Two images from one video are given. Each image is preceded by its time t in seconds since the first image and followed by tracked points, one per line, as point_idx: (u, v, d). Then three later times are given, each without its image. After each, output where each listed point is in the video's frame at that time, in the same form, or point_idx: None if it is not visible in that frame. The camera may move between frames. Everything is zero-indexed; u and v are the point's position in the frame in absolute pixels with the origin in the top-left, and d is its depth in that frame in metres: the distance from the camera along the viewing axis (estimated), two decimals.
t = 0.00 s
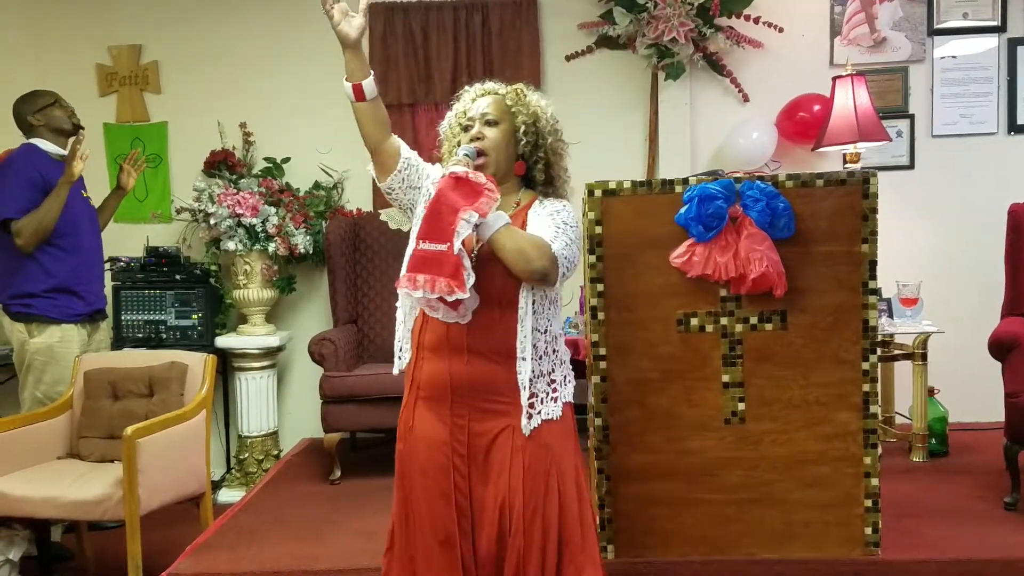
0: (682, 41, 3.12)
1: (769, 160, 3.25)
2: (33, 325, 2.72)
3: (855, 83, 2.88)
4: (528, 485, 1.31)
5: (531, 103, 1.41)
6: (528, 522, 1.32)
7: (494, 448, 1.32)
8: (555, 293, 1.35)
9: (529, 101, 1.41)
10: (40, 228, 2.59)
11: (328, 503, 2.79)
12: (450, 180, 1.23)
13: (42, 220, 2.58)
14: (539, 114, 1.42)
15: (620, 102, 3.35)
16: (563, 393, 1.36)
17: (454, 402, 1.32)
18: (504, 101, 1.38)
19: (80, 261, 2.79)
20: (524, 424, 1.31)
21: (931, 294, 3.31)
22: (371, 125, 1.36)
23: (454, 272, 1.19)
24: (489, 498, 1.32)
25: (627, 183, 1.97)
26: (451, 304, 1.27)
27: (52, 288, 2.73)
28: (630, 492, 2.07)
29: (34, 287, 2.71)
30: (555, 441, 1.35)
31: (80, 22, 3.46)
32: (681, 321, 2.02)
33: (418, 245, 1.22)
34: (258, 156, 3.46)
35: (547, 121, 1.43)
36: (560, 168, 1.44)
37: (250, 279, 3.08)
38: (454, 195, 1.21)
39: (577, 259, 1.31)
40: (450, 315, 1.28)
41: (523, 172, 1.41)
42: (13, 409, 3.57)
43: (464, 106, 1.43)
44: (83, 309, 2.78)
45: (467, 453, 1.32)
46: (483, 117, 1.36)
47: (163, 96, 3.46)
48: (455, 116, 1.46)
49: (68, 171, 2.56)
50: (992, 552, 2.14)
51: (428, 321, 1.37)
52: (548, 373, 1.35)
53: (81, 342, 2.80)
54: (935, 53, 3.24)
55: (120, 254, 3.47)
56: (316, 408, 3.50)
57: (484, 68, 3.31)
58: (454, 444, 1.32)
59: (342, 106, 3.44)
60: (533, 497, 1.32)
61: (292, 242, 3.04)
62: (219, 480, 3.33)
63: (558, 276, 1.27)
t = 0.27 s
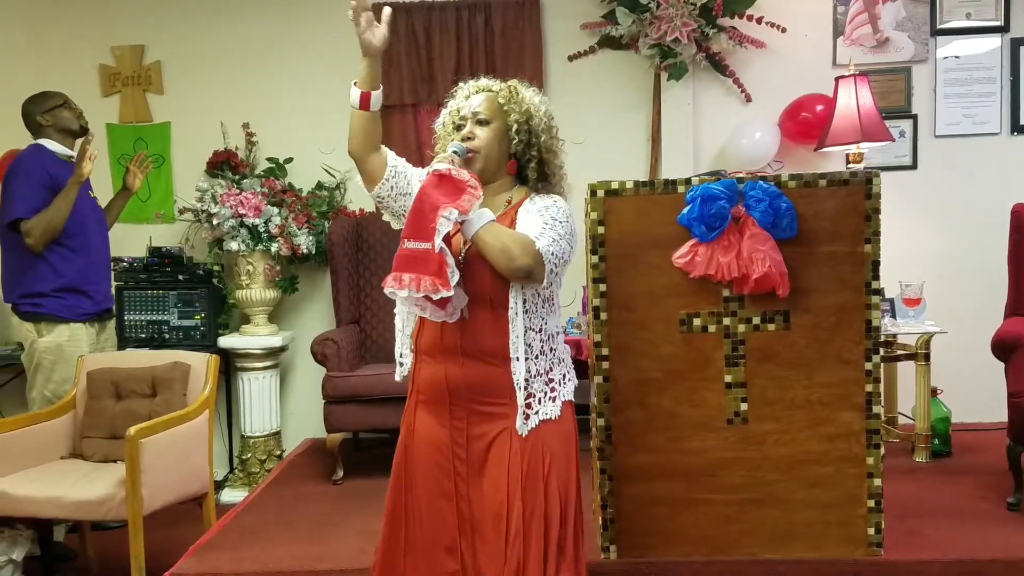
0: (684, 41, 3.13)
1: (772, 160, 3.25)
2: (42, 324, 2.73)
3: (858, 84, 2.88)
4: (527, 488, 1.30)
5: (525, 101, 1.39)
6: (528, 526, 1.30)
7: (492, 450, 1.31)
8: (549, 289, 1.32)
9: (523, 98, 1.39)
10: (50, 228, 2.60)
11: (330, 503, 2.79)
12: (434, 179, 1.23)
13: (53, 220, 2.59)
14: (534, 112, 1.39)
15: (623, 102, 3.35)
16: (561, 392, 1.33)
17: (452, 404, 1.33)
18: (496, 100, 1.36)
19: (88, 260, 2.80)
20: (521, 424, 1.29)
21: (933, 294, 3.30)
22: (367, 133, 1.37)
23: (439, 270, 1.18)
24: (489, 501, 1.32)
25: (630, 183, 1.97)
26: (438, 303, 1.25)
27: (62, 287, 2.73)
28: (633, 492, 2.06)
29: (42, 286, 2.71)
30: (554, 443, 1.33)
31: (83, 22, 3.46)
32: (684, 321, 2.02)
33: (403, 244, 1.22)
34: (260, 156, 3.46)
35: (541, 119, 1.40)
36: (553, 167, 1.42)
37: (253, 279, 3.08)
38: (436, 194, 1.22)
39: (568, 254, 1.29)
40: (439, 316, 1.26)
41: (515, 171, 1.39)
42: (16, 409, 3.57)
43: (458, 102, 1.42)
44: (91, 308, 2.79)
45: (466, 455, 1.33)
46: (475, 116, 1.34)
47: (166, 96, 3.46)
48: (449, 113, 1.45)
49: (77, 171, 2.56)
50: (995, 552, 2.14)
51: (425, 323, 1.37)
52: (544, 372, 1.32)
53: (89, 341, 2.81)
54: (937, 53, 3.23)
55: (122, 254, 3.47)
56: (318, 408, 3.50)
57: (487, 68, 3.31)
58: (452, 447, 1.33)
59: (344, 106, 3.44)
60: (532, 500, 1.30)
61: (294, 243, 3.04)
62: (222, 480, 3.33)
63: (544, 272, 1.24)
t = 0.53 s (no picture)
0: (687, 41, 3.12)
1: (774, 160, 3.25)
2: (49, 324, 2.73)
3: (860, 83, 2.88)
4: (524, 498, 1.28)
5: (531, 102, 1.35)
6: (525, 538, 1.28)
7: (489, 459, 1.29)
8: (552, 297, 1.30)
9: (529, 99, 1.35)
10: (57, 228, 2.60)
11: (333, 503, 2.79)
12: (428, 184, 1.17)
13: (59, 221, 2.59)
14: (540, 114, 1.35)
15: (626, 101, 3.35)
16: (561, 401, 1.31)
17: (450, 412, 1.30)
18: (501, 101, 1.33)
19: (95, 260, 2.80)
20: (524, 432, 1.27)
21: (936, 294, 3.30)
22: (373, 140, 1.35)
23: (428, 278, 1.13)
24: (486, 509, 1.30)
25: (632, 183, 1.97)
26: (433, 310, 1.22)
27: (68, 287, 2.73)
28: (637, 492, 2.06)
29: (49, 286, 2.72)
30: (553, 452, 1.30)
31: (86, 22, 3.46)
32: (686, 321, 2.02)
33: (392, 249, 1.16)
34: (263, 156, 3.46)
35: (548, 121, 1.36)
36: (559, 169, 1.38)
37: (255, 279, 3.08)
38: (429, 199, 1.16)
39: (569, 260, 1.25)
40: (430, 323, 1.23)
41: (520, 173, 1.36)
42: (19, 409, 3.58)
43: (464, 103, 1.39)
44: (98, 307, 2.79)
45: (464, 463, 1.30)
46: (478, 118, 1.32)
47: (169, 96, 3.47)
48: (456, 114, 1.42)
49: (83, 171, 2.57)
50: (998, 552, 2.14)
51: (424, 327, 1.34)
52: (545, 380, 1.30)
53: (96, 340, 2.81)
54: (940, 53, 3.23)
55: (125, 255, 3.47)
56: (321, 408, 3.50)
57: (490, 68, 3.31)
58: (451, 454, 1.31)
59: (347, 106, 3.44)
60: (529, 510, 1.28)
61: (297, 243, 3.05)
62: (225, 480, 3.33)
63: (541, 279, 1.20)
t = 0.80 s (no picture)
0: (689, 41, 3.11)
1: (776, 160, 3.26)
2: (51, 324, 2.73)
3: (862, 83, 2.88)
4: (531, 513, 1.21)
5: (547, 99, 1.29)
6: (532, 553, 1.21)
7: (496, 468, 1.24)
8: (561, 301, 1.24)
9: (545, 96, 1.29)
10: (60, 229, 2.60)
11: (335, 504, 2.80)
12: (435, 188, 1.13)
13: (61, 221, 2.59)
14: (557, 111, 1.29)
15: (628, 102, 3.35)
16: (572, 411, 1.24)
17: (456, 417, 1.26)
18: (514, 99, 1.27)
19: (97, 260, 2.80)
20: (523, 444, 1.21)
21: (937, 294, 3.30)
22: (384, 120, 1.34)
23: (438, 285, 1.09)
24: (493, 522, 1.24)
25: (635, 183, 1.97)
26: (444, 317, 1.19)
27: (71, 287, 2.73)
28: (639, 492, 2.07)
29: (52, 286, 2.72)
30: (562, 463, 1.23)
31: (88, 23, 3.47)
32: (688, 321, 2.02)
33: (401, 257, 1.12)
34: (265, 156, 3.46)
35: (566, 118, 1.29)
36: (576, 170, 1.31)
37: (258, 279, 3.08)
38: (435, 204, 1.12)
39: (584, 266, 1.19)
40: (442, 332, 1.19)
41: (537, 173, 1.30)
42: (22, 409, 3.58)
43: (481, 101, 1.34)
44: (100, 307, 2.79)
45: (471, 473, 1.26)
46: (491, 117, 1.26)
47: (171, 96, 3.47)
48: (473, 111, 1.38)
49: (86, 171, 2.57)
50: (1000, 552, 2.14)
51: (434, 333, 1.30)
52: (554, 390, 1.24)
53: (99, 340, 2.81)
54: (942, 53, 3.23)
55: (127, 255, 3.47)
56: (323, 408, 3.50)
57: (492, 68, 3.31)
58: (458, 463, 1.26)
59: (349, 107, 3.44)
60: (537, 526, 1.21)
61: (299, 243, 3.05)
62: (226, 480, 3.34)
63: (553, 285, 1.15)
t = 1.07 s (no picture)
0: (690, 41, 3.10)
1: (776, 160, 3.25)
2: (50, 323, 2.73)
3: (863, 83, 2.88)
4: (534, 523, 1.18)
5: (562, 92, 1.22)
6: (535, 564, 1.18)
7: (502, 474, 1.20)
8: (570, 307, 1.20)
9: (561, 89, 1.22)
10: (58, 229, 2.60)
11: (335, 504, 2.80)
12: (438, 192, 1.12)
13: (61, 220, 2.59)
14: (572, 103, 1.22)
15: (628, 102, 3.35)
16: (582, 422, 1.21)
17: (462, 421, 1.22)
18: (528, 93, 1.21)
19: (97, 260, 2.80)
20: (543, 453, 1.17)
21: (938, 294, 3.30)
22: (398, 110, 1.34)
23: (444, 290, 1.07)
24: (494, 531, 1.21)
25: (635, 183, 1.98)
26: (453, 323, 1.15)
27: (70, 287, 2.73)
28: (640, 492, 2.07)
29: (51, 286, 2.72)
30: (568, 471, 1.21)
31: (89, 23, 3.47)
32: (689, 321, 2.02)
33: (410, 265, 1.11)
34: (265, 156, 3.46)
35: (582, 111, 1.22)
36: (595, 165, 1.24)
37: (258, 279, 3.08)
38: (437, 209, 1.10)
39: (596, 271, 1.14)
40: (452, 337, 1.16)
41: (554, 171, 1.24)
42: (23, 409, 3.58)
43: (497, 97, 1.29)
44: (99, 307, 2.79)
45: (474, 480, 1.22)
46: (504, 115, 1.21)
47: (172, 96, 3.47)
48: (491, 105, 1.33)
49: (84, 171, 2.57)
50: (1000, 552, 2.14)
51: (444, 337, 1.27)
52: (564, 400, 1.21)
53: (98, 340, 2.81)
54: (943, 53, 3.23)
55: (128, 255, 3.47)
56: (323, 408, 3.50)
57: (492, 69, 3.31)
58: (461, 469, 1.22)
59: (349, 107, 3.44)
60: (539, 537, 1.18)
61: (300, 243, 3.05)
62: (227, 480, 3.34)
63: (559, 292, 1.10)
